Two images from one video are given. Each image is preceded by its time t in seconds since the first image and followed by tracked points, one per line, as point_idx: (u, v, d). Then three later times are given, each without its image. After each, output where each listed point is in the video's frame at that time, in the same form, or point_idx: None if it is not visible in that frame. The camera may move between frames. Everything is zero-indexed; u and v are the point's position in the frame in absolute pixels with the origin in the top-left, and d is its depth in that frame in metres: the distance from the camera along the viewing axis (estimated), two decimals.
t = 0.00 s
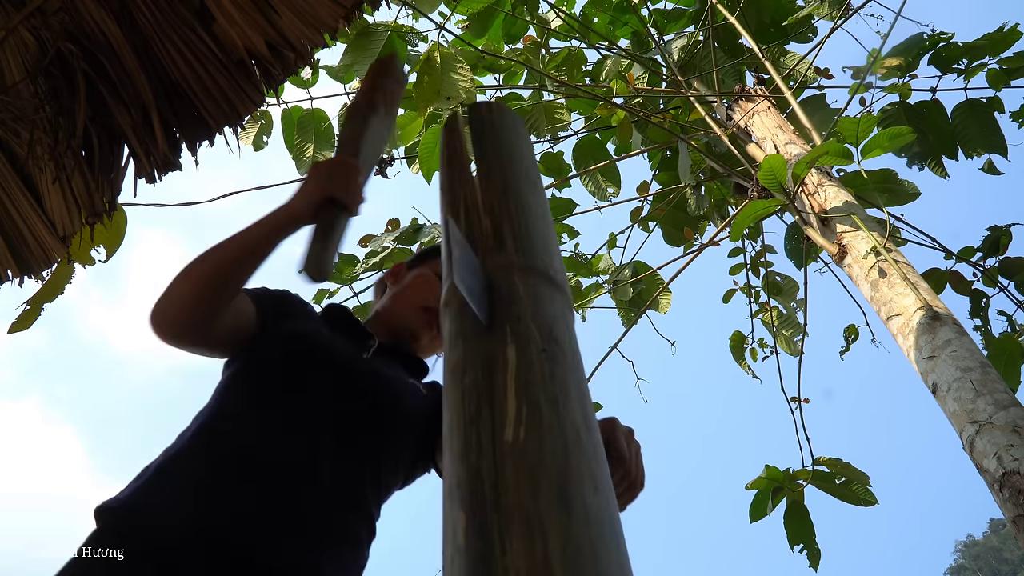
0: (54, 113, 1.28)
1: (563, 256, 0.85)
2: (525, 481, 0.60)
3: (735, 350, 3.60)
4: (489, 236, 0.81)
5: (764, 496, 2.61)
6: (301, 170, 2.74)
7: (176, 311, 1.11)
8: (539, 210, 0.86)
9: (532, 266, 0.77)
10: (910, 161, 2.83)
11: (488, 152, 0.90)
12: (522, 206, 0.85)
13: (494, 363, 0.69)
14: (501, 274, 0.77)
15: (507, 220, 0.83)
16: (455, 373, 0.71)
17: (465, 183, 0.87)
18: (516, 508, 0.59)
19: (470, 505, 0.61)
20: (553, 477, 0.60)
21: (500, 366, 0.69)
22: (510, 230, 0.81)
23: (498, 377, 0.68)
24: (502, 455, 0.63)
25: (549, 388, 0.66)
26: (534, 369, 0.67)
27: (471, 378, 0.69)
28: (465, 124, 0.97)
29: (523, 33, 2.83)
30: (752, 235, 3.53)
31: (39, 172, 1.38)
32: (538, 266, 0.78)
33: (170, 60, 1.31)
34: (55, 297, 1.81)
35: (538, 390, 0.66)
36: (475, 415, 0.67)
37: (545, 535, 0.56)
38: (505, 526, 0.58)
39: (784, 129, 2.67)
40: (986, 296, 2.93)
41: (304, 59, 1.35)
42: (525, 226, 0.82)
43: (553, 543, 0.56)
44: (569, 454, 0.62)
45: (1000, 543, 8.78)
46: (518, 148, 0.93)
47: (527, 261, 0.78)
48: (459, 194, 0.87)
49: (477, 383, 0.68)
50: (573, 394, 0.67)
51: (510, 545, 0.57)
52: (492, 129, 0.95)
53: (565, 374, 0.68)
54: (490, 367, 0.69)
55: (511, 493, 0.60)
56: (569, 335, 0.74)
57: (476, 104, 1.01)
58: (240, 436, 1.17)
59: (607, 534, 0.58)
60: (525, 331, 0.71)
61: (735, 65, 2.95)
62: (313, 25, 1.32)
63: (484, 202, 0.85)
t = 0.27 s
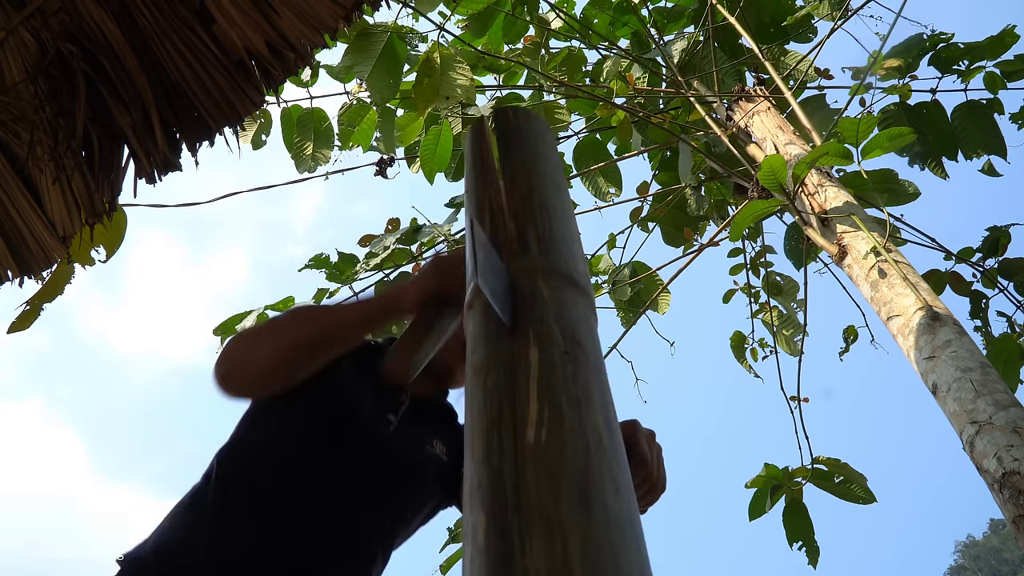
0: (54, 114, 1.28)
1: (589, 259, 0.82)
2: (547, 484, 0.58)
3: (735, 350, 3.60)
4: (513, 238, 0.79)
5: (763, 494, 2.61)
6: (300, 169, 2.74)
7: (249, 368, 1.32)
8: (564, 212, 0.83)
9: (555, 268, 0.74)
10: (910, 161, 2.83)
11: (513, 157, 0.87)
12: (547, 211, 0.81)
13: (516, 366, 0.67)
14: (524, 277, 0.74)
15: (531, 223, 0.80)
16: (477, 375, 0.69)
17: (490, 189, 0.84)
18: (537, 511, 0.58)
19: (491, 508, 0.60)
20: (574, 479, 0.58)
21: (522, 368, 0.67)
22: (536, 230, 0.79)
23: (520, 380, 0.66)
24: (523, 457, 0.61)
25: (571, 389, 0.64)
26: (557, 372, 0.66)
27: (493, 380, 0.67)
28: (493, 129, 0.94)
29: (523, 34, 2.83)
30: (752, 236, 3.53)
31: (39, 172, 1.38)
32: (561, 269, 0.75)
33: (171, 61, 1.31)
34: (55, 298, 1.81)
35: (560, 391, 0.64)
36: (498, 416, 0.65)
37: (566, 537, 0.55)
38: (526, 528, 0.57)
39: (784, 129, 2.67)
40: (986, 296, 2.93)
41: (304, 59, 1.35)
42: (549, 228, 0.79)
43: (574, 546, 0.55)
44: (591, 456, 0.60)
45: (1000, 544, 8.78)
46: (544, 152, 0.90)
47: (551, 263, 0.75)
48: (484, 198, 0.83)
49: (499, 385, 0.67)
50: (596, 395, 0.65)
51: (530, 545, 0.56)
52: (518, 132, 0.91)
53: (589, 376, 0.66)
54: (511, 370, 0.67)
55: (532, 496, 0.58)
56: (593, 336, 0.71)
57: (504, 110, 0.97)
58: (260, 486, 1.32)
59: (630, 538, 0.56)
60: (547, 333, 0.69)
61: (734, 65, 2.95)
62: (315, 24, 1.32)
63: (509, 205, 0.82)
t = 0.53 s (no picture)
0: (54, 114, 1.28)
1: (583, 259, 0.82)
2: (551, 480, 0.59)
3: (735, 350, 3.60)
4: (513, 229, 0.77)
5: (763, 493, 2.61)
6: (300, 169, 2.74)
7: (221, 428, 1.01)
8: (562, 209, 0.83)
9: (556, 265, 0.74)
10: (909, 162, 2.83)
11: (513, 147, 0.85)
12: (546, 204, 0.80)
13: (519, 361, 0.66)
14: (524, 269, 0.73)
15: (533, 216, 0.79)
16: (475, 365, 0.68)
17: (492, 177, 0.81)
18: (539, 506, 0.58)
19: (491, 501, 0.59)
20: (578, 476, 0.59)
21: (525, 363, 0.66)
22: (536, 223, 0.78)
23: (523, 374, 0.65)
24: (526, 452, 0.61)
25: (574, 388, 0.65)
26: (560, 371, 0.66)
27: (493, 372, 0.66)
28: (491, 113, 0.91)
29: (523, 34, 2.83)
30: (752, 236, 3.53)
31: (39, 172, 1.38)
32: (562, 267, 0.75)
33: (171, 61, 1.31)
34: (55, 297, 1.81)
35: (563, 388, 0.65)
36: (498, 408, 0.64)
37: (568, 532, 0.56)
38: (529, 521, 0.57)
39: (784, 129, 2.67)
40: (986, 297, 2.93)
41: (304, 59, 1.35)
42: (550, 222, 0.79)
43: (576, 543, 0.56)
44: (592, 457, 0.61)
45: (1000, 544, 8.77)
46: (542, 145, 0.89)
47: (551, 259, 0.75)
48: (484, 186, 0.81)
49: (501, 377, 0.66)
50: (594, 396, 0.66)
51: (533, 539, 0.56)
52: (514, 122, 0.90)
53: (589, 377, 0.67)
54: (512, 363, 0.67)
55: (535, 490, 0.58)
56: (588, 336, 0.72)
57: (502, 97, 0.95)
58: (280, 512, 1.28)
59: (625, 539, 0.58)
60: (549, 330, 0.69)
61: (734, 65, 2.95)
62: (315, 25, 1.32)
63: (508, 195, 0.80)
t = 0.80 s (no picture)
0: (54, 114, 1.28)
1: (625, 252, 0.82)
2: (591, 475, 0.59)
3: (735, 350, 3.60)
4: (554, 224, 0.77)
5: (763, 493, 2.61)
6: (301, 169, 2.75)
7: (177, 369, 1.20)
8: (602, 203, 0.82)
9: (597, 259, 0.74)
10: (910, 162, 2.83)
11: (552, 142, 0.85)
12: (587, 199, 0.80)
13: (559, 356, 0.66)
14: (565, 264, 0.73)
15: (573, 210, 0.78)
16: (517, 361, 0.68)
17: (531, 171, 0.81)
18: (579, 501, 0.58)
19: (531, 497, 0.59)
20: (618, 470, 0.59)
21: (565, 358, 0.66)
22: (578, 218, 0.78)
23: (562, 370, 0.65)
24: (565, 448, 0.61)
25: (614, 383, 0.65)
26: (600, 365, 0.66)
27: (534, 368, 0.66)
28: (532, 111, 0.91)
29: (523, 35, 2.83)
30: (752, 236, 3.53)
31: (39, 172, 1.38)
32: (603, 262, 0.75)
33: (170, 62, 1.31)
34: (55, 297, 1.81)
35: (603, 383, 0.64)
36: (537, 404, 0.64)
37: (608, 527, 0.56)
38: (568, 516, 0.57)
39: (784, 129, 2.67)
40: (985, 297, 2.93)
41: (304, 59, 1.35)
42: (591, 217, 0.78)
43: (617, 538, 0.55)
44: (634, 451, 0.60)
45: (1000, 544, 8.77)
46: (582, 139, 0.88)
47: (592, 254, 0.75)
48: (525, 180, 0.80)
49: (541, 373, 0.66)
50: (636, 391, 0.66)
51: (573, 534, 0.56)
52: (555, 117, 0.89)
53: (632, 371, 0.67)
54: (552, 359, 0.66)
55: (575, 486, 0.58)
56: (630, 329, 0.71)
57: (541, 95, 0.94)
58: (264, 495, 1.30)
59: (668, 534, 0.57)
60: (589, 324, 0.69)
61: (734, 65, 2.95)
62: (314, 26, 1.33)
63: (549, 191, 0.80)
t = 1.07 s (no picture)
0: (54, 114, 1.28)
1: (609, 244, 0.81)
2: (568, 471, 0.59)
3: (735, 350, 3.60)
4: (537, 218, 0.77)
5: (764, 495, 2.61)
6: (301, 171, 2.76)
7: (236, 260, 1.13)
8: (586, 197, 0.82)
9: (579, 252, 0.74)
10: (910, 161, 2.83)
11: (538, 136, 0.85)
12: (571, 193, 0.80)
13: (538, 350, 0.66)
14: (546, 258, 0.73)
15: (556, 204, 0.78)
16: (496, 356, 0.68)
17: (514, 165, 0.81)
18: (556, 498, 0.58)
19: (510, 495, 0.59)
20: (595, 465, 0.59)
21: (545, 352, 0.66)
22: (561, 211, 0.77)
23: (542, 365, 0.65)
24: (543, 444, 0.61)
25: (594, 376, 0.65)
26: (580, 359, 0.66)
27: (513, 363, 0.66)
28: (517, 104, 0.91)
29: (523, 34, 2.83)
30: (753, 236, 3.53)
31: (39, 173, 1.38)
32: (585, 255, 0.75)
33: (170, 61, 1.31)
34: (56, 298, 1.81)
35: (583, 377, 0.65)
36: (517, 401, 0.64)
37: (585, 524, 0.56)
38: (546, 513, 0.57)
39: (784, 129, 2.67)
40: (986, 296, 2.93)
41: (304, 59, 1.35)
42: (573, 210, 0.78)
43: (593, 534, 0.56)
44: (612, 446, 0.61)
45: (1000, 544, 8.77)
46: (568, 134, 0.88)
47: (574, 247, 0.74)
48: (508, 175, 0.81)
49: (521, 368, 0.66)
50: (616, 383, 0.66)
51: (549, 531, 0.56)
52: (539, 110, 0.89)
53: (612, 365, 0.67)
54: (533, 354, 0.66)
55: (553, 483, 0.58)
56: (612, 322, 0.72)
57: (527, 87, 0.94)
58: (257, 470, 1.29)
59: (645, 528, 0.58)
60: (570, 317, 0.69)
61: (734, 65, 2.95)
62: (314, 27, 1.32)
63: (532, 184, 0.80)
